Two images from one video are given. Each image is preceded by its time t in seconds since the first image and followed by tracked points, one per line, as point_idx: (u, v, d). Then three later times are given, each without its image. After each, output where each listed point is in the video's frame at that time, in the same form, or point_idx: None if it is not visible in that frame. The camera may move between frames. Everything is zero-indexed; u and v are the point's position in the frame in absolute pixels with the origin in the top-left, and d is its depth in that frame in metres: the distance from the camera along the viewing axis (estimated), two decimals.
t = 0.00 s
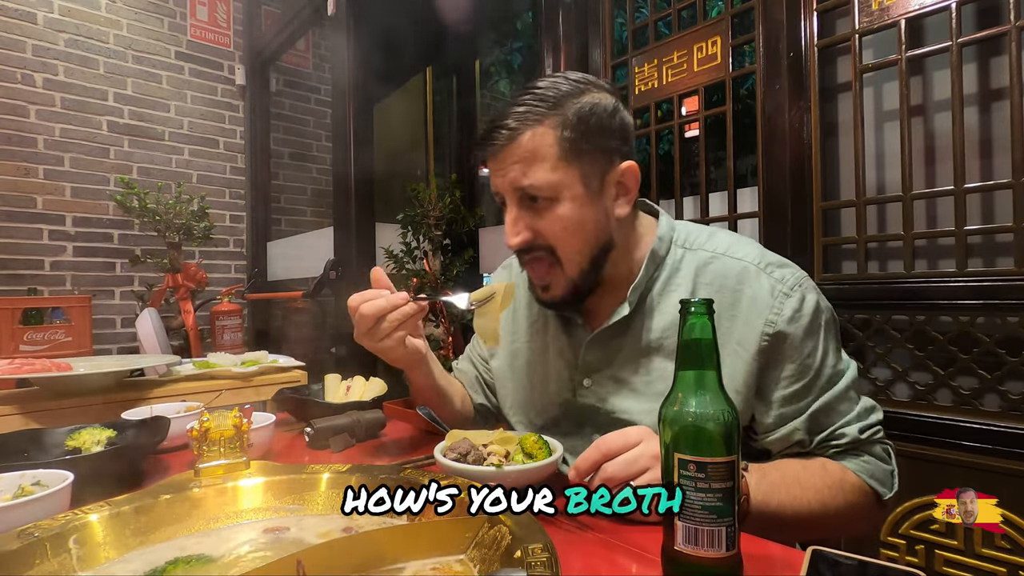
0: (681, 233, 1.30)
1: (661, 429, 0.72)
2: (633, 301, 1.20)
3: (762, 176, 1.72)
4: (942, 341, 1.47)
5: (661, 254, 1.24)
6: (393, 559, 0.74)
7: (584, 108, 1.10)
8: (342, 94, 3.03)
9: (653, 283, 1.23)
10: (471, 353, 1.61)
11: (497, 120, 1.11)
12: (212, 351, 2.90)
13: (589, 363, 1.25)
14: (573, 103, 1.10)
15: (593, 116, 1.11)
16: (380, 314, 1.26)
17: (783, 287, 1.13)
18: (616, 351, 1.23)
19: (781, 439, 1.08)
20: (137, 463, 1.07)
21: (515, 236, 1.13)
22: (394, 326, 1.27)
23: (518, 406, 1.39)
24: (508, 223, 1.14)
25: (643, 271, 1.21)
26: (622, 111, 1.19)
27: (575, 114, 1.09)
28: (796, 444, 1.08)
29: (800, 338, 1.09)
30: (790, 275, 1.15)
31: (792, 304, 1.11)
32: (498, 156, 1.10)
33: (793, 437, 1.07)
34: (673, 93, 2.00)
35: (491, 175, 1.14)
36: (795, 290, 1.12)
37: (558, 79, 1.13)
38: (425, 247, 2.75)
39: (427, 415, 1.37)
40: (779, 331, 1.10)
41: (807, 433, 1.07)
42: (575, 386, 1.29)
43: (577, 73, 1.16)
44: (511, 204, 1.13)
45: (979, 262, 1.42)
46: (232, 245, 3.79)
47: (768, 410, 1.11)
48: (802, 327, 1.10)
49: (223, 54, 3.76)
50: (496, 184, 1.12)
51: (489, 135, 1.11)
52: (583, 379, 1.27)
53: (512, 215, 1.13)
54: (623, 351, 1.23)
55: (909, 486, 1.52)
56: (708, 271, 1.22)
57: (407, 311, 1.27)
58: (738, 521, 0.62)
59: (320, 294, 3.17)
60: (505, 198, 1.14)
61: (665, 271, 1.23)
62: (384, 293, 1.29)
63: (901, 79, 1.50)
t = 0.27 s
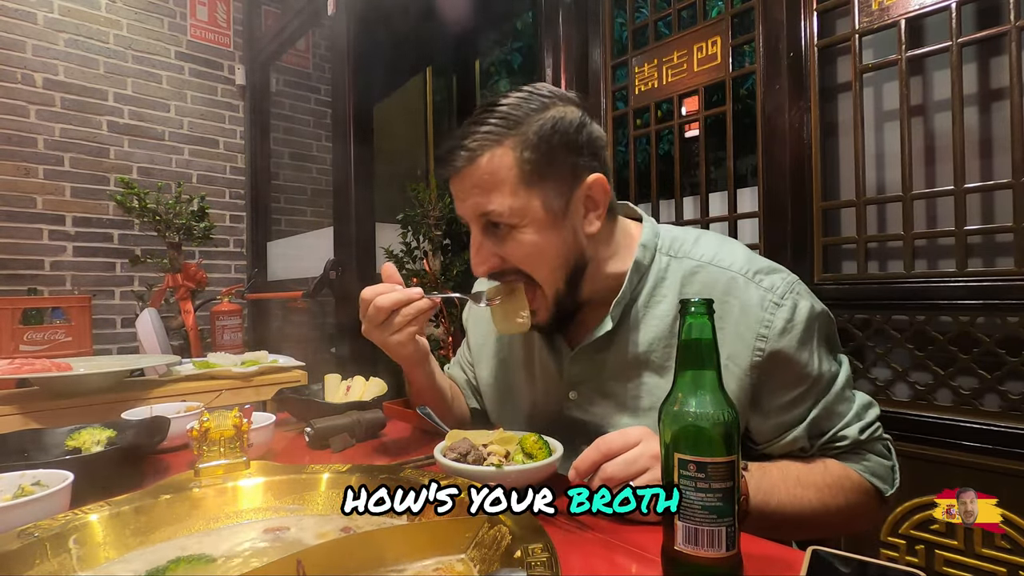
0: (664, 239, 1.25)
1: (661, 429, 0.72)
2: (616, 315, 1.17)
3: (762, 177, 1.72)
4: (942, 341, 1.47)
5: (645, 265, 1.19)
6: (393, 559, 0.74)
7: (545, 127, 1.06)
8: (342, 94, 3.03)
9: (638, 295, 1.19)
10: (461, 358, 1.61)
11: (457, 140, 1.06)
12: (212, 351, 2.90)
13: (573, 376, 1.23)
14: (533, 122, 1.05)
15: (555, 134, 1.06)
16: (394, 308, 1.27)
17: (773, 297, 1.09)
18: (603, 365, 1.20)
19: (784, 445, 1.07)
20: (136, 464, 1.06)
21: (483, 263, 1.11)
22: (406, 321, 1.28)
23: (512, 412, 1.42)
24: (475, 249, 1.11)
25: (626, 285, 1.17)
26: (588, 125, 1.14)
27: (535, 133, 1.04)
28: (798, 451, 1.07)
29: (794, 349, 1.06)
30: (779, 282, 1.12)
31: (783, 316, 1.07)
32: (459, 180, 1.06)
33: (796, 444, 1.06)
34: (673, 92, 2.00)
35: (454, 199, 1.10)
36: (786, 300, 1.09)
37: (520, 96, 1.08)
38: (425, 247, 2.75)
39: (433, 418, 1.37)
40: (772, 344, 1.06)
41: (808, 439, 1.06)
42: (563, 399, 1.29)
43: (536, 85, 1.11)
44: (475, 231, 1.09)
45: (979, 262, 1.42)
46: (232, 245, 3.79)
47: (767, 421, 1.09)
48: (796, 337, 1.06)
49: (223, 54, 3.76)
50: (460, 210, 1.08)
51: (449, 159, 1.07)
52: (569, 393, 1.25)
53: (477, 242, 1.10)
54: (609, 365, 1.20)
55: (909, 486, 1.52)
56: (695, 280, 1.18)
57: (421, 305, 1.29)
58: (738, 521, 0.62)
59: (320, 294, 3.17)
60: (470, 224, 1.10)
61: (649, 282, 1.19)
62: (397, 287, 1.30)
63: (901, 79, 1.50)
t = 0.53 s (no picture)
0: (664, 242, 1.25)
1: (661, 430, 0.72)
2: (613, 319, 1.17)
3: (762, 177, 1.72)
4: (942, 341, 1.47)
5: (645, 268, 1.19)
6: (393, 559, 0.74)
7: (522, 149, 1.02)
8: (342, 94, 3.03)
9: (637, 298, 1.19)
10: (459, 359, 1.61)
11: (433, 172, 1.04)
12: (212, 351, 2.90)
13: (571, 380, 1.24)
14: (509, 147, 1.01)
15: (534, 154, 1.03)
16: (399, 312, 1.27)
17: (775, 303, 1.09)
18: (602, 368, 1.20)
19: (786, 448, 1.07)
20: (136, 463, 1.06)
21: (475, 289, 1.12)
22: (410, 326, 1.29)
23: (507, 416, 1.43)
24: (466, 277, 1.11)
25: (626, 288, 1.17)
26: (569, 135, 1.09)
27: (512, 160, 1.01)
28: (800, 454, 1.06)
29: (796, 355, 1.06)
30: (781, 287, 1.12)
31: (786, 322, 1.07)
32: (442, 212, 1.04)
33: (798, 447, 1.06)
34: (673, 93, 2.00)
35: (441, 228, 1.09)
36: (787, 306, 1.09)
37: (494, 117, 1.04)
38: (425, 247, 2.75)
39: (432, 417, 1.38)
40: (774, 351, 1.06)
41: (810, 443, 1.06)
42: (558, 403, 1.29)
43: (510, 102, 1.06)
44: (464, 260, 1.09)
45: (979, 262, 1.42)
46: (232, 245, 3.79)
47: (768, 427, 1.09)
48: (798, 344, 1.06)
49: (223, 54, 3.76)
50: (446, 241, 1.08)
51: (429, 190, 1.05)
52: (567, 396, 1.25)
53: (466, 269, 1.10)
54: (608, 369, 1.20)
55: (909, 486, 1.52)
56: (695, 284, 1.18)
57: (425, 310, 1.29)
58: (738, 521, 0.62)
59: (320, 294, 3.17)
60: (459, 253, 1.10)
61: (649, 286, 1.19)
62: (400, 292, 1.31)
63: (901, 79, 1.50)
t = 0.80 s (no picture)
0: (664, 241, 1.24)
1: (661, 429, 0.72)
2: (614, 320, 1.16)
3: (762, 177, 1.72)
4: (942, 341, 1.47)
5: (645, 268, 1.18)
6: (393, 559, 0.74)
7: (526, 149, 1.02)
8: (342, 94, 3.03)
9: (638, 298, 1.18)
10: (460, 359, 1.64)
11: (436, 179, 1.02)
12: (212, 351, 2.90)
13: (573, 382, 1.24)
14: (513, 148, 1.01)
15: (538, 153, 1.03)
16: (383, 330, 1.25)
17: (778, 302, 1.09)
18: (602, 369, 1.20)
19: (789, 447, 1.07)
20: (136, 463, 1.06)
21: (485, 296, 1.11)
22: (395, 343, 1.27)
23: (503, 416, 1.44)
24: (475, 284, 1.10)
25: (627, 288, 1.16)
26: (568, 131, 1.09)
27: (517, 161, 1.00)
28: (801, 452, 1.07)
29: (799, 355, 1.06)
30: (784, 287, 1.12)
31: (788, 322, 1.07)
32: (446, 220, 1.03)
33: (800, 445, 1.06)
34: (673, 93, 2.00)
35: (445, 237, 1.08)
36: (789, 305, 1.09)
37: (494, 119, 1.03)
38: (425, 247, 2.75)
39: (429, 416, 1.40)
40: (778, 350, 1.06)
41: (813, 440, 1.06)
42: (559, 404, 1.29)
43: (507, 103, 1.06)
44: (472, 267, 1.08)
45: (979, 262, 1.42)
46: (232, 245, 3.79)
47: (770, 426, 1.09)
48: (801, 343, 1.06)
49: (223, 54, 3.76)
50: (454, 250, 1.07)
51: (432, 198, 1.03)
52: (567, 398, 1.25)
53: (474, 277, 1.09)
54: (609, 370, 1.19)
55: (909, 486, 1.52)
56: (696, 284, 1.17)
57: (410, 327, 1.27)
58: (738, 521, 0.62)
59: (320, 294, 3.17)
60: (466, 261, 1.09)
61: (649, 285, 1.18)
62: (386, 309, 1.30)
63: (901, 80, 1.50)
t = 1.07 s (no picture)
0: (668, 243, 1.24)
1: (661, 430, 0.72)
2: (616, 323, 1.16)
3: (762, 177, 1.72)
4: (941, 341, 1.47)
5: (648, 270, 1.18)
6: (393, 559, 0.74)
7: (517, 162, 0.98)
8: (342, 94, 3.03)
9: (639, 301, 1.18)
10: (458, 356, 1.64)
11: (427, 202, 0.97)
12: (212, 351, 2.90)
13: (570, 382, 1.22)
14: (505, 163, 0.97)
15: (530, 165, 0.99)
16: (369, 359, 1.24)
17: (783, 307, 1.09)
18: (603, 371, 1.20)
19: (791, 450, 1.06)
20: (136, 463, 1.07)
21: (488, 312, 1.09)
22: (382, 371, 1.26)
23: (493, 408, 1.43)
24: (475, 302, 1.08)
25: (628, 291, 1.16)
26: (556, 136, 1.06)
27: (510, 177, 0.96)
28: (802, 455, 1.07)
29: (803, 360, 1.05)
30: (788, 291, 1.11)
31: (793, 327, 1.07)
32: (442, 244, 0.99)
33: (802, 449, 1.05)
34: (673, 93, 2.00)
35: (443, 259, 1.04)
36: (793, 309, 1.08)
37: (479, 134, 0.98)
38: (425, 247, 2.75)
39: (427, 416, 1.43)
40: (781, 356, 1.06)
41: (814, 444, 1.06)
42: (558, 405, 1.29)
43: (492, 115, 1.01)
44: (472, 285, 1.05)
45: (979, 262, 1.42)
46: (232, 245, 3.79)
47: (771, 430, 1.09)
48: (804, 348, 1.05)
49: (223, 54, 3.76)
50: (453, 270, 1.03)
51: (426, 223, 0.99)
52: (565, 401, 1.24)
53: (475, 294, 1.06)
54: (609, 372, 1.19)
55: (909, 486, 1.52)
56: (699, 286, 1.17)
57: (396, 357, 1.26)
58: (738, 521, 0.62)
59: (320, 294, 3.17)
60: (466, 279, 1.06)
61: (651, 288, 1.18)
62: (373, 336, 1.28)
63: (901, 79, 1.50)
